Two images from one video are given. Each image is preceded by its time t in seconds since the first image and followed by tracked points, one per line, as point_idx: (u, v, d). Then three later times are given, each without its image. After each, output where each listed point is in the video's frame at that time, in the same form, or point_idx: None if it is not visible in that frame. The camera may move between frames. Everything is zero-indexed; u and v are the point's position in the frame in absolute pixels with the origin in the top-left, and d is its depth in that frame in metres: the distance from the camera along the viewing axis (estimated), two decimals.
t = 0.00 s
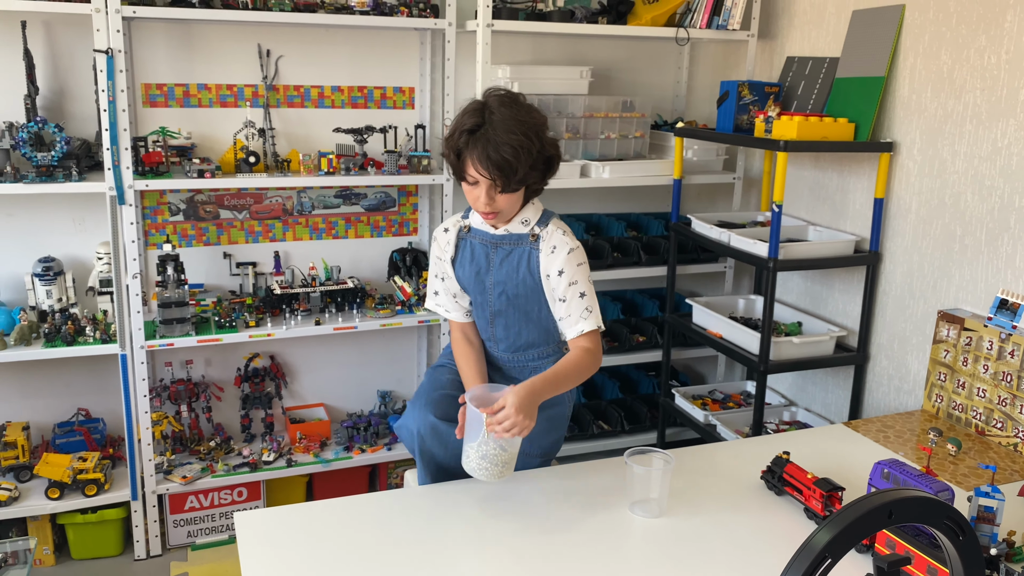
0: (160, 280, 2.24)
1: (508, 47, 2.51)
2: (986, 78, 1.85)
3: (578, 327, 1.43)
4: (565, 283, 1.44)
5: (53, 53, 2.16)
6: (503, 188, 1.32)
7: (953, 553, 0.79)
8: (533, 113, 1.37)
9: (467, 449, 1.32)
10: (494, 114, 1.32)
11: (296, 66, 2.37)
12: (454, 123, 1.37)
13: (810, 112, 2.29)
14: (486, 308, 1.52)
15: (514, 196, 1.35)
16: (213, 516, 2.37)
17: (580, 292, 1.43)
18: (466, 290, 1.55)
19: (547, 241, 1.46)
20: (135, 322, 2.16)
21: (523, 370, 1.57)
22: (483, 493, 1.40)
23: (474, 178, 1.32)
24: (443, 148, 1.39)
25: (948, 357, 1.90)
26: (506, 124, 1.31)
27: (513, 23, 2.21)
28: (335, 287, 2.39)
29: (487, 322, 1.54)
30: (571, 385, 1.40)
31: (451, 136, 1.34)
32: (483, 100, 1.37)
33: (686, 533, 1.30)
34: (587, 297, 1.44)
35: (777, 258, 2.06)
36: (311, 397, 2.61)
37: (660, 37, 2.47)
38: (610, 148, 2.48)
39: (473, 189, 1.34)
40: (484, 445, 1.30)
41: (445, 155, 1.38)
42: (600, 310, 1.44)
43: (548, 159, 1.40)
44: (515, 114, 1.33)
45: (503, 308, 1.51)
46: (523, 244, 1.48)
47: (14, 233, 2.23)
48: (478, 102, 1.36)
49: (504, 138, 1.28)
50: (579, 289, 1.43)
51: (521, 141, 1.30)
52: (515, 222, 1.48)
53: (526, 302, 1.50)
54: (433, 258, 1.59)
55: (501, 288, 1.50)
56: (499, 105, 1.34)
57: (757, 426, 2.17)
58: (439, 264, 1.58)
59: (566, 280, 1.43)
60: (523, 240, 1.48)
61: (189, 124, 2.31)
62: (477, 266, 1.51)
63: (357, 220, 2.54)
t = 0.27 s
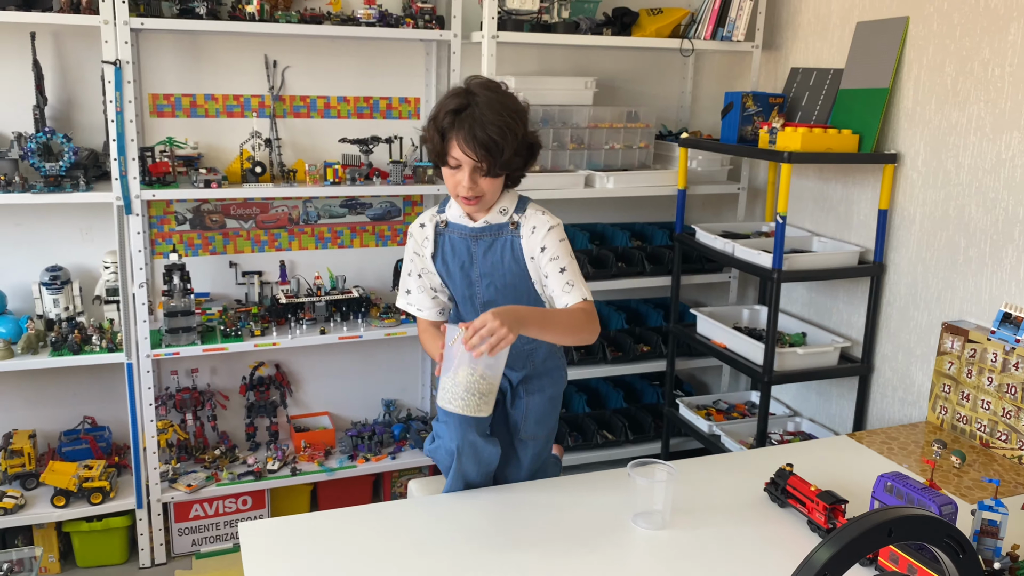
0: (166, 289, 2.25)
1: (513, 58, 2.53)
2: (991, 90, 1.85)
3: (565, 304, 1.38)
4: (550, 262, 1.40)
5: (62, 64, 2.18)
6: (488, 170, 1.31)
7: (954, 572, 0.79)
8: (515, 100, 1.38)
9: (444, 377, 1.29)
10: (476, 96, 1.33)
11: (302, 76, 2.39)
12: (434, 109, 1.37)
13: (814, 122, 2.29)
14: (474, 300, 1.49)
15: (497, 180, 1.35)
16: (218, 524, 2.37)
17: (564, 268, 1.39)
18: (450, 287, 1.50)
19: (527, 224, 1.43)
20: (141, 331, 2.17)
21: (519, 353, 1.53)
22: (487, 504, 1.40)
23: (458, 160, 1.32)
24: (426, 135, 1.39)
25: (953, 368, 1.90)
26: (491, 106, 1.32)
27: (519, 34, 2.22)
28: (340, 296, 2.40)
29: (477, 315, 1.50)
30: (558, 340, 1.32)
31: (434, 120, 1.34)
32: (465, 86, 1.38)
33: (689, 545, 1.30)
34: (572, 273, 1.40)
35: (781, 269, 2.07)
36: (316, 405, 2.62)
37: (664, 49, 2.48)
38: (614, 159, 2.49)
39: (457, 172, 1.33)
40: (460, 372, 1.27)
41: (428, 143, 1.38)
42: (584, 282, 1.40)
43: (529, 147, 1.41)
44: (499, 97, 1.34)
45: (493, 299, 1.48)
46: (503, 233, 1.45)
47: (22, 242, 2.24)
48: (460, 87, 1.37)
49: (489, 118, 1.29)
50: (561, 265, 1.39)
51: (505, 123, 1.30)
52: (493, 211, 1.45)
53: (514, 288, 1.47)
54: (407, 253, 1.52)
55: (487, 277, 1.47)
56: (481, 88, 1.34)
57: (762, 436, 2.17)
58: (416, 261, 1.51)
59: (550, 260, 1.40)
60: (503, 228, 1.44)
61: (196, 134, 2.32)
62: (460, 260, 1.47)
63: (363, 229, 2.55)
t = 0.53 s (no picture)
0: (174, 308, 2.28)
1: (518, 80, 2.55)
2: (990, 115, 1.87)
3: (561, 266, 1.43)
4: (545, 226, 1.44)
5: (73, 87, 2.22)
6: (475, 129, 1.34)
7: None
8: (500, 58, 1.40)
9: (440, 333, 1.37)
10: (461, 53, 1.34)
11: (310, 98, 2.42)
12: (418, 69, 1.38)
13: (816, 144, 2.31)
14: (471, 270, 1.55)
15: (484, 139, 1.37)
16: (225, 541, 2.39)
17: (558, 231, 1.43)
18: (445, 258, 1.56)
19: (519, 188, 1.47)
20: (150, 350, 2.19)
21: (519, 318, 1.58)
22: (490, 527, 1.42)
23: (445, 121, 1.34)
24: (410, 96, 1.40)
25: (954, 391, 1.92)
26: (476, 62, 1.33)
27: (524, 57, 2.25)
28: (346, 315, 2.42)
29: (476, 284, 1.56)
30: (552, 302, 1.38)
31: (419, 80, 1.35)
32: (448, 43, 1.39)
33: (691, 570, 1.31)
34: (566, 234, 1.44)
35: (783, 290, 2.08)
36: (322, 422, 2.64)
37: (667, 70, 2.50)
38: (618, 179, 2.51)
39: (445, 133, 1.35)
40: (456, 327, 1.34)
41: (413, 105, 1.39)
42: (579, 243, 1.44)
43: (514, 103, 1.44)
44: (482, 54, 1.36)
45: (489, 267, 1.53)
46: (496, 200, 1.49)
47: (33, 261, 2.27)
48: (443, 44, 1.38)
49: (474, 76, 1.31)
50: (556, 228, 1.43)
51: (491, 80, 1.32)
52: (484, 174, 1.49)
53: (510, 255, 1.52)
54: (396, 228, 1.57)
55: (483, 246, 1.52)
56: (464, 45, 1.36)
57: (764, 457, 2.18)
58: (408, 234, 1.56)
59: (544, 223, 1.44)
60: (496, 194, 1.48)
61: (205, 154, 2.35)
62: (455, 232, 1.52)
63: (369, 248, 2.58)
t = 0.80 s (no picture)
0: (181, 326, 2.29)
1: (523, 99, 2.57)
2: (993, 137, 1.88)
3: (579, 231, 1.48)
4: (564, 191, 1.49)
5: (83, 107, 2.24)
6: (503, 89, 1.36)
7: None
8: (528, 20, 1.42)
9: (456, 302, 1.39)
10: (491, 13, 1.36)
11: (316, 117, 2.44)
12: (447, 28, 1.39)
13: (819, 164, 2.33)
14: (482, 232, 1.54)
15: (510, 100, 1.39)
16: (230, 558, 2.39)
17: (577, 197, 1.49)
18: (455, 219, 1.55)
19: (540, 152, 1.50)
20: (156, 368, 2.21)
21: (527, 293, 1.55)
22: (494, 549, 1.42)
23: (473, 80, 1.35)
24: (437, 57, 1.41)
25: (958, 412, 1.92)
26: (506, 22, 1.35)
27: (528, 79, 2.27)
28: (351, 333, 2.43)
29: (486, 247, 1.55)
30: (568, 273, 1.45)
31: (448, 39, 1.36)
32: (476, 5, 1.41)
33: None
34: (584, 202, 1.49)
35: (787, 310, 2.09)
36: (327, 439, 2.65)
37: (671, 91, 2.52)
38: (622, 198, 2.52)
39: (472, 93, 1.37)
40: (473, 297, 1.37)
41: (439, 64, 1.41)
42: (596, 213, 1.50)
43: (540, 66, 1.46)
44: (512, 16, 1.38)
45: (502, 230, 1.53)
46: (515, 161, 1.51)
47: (42, 280, 2.29)
48: (471, 5, 1.40)
49: (505, 36, 1.33)
50: (576, 196, 1.49)
51: (521, 40, 1.35)
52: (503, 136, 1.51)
53: (525, 219, 1.53)
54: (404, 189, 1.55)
55: (498, 208, 1.52)
56: (495, 7, 1.38)
57: (769, 476, 2.18)
58: (417, 194, 1.55)
59: (565, 187, 1.48)
60: (515, 156, 1.51)
61: (212, 174, 2.37)
62: (470, 193, 1.52)
63: (374, 265, 2.59)
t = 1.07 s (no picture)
0: (186, 339, 2.30)
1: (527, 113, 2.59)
2: (995, 151, 1.88)
3: (601, 218, 1.51)
4: (588, 177, 1.51)
5: (90, 121, 2.26)
6: (537, 70, 1.38)
7: None
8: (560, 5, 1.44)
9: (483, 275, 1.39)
10: None
11: (322, 131, 2.45)
12: (482, 7, 1.40)
13: (822, 177, 2.34)
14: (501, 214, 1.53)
15: (541, 80, 1.41)
16: (233, 571, 2.39)
17: (600, 185, 1.51)
18: (474, 199, 1.54)
19: (564, 137, 1.52)
20: (161, 381, 2.21)
21: (540, 295, 1.52)
22: (497, 562, 1.43)
23: (508, 58, 1.37)
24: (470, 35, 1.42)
25: (962, 425, 1.92)
26: (543, 5, 1.37)
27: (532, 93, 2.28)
28: (356, 345, 2.44)
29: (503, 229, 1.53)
30: (586, 260, 1.48)
31: (484, 18, 1.37)
32: None
33: None
34: (606, 190, 1.52)
35: (790, 323, 2.09)
36: (331, 452, 2.65)
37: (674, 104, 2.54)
38: (626, 211, 2.53)
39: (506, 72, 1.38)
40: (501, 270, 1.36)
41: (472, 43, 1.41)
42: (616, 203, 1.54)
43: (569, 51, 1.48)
44: None
45: (522, 214, 1.52)
46: (539, 144, 1.52)
47: (48, 292, 2.31)
48: None
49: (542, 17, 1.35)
50: (599, 183, 1.51)
51: (557, 22, 1.37)
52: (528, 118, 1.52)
53: (545, 203, 1.53)
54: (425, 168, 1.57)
55: (519, 190, 1.52)
56: None
57: (773, 489, 2.17)
58: (437, 173, 1.55)
59: (589, 173, 1.50)
60: (540, 139, 1.52)
61: (218, 187, 2.39)
62: (492, 173, 1.52)
63: (378, 278, 2.60)
